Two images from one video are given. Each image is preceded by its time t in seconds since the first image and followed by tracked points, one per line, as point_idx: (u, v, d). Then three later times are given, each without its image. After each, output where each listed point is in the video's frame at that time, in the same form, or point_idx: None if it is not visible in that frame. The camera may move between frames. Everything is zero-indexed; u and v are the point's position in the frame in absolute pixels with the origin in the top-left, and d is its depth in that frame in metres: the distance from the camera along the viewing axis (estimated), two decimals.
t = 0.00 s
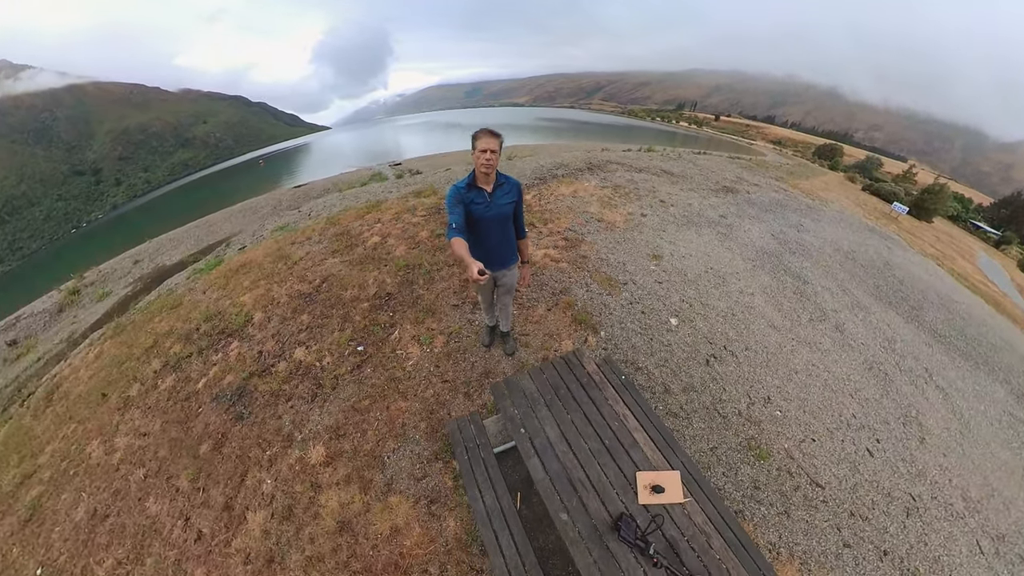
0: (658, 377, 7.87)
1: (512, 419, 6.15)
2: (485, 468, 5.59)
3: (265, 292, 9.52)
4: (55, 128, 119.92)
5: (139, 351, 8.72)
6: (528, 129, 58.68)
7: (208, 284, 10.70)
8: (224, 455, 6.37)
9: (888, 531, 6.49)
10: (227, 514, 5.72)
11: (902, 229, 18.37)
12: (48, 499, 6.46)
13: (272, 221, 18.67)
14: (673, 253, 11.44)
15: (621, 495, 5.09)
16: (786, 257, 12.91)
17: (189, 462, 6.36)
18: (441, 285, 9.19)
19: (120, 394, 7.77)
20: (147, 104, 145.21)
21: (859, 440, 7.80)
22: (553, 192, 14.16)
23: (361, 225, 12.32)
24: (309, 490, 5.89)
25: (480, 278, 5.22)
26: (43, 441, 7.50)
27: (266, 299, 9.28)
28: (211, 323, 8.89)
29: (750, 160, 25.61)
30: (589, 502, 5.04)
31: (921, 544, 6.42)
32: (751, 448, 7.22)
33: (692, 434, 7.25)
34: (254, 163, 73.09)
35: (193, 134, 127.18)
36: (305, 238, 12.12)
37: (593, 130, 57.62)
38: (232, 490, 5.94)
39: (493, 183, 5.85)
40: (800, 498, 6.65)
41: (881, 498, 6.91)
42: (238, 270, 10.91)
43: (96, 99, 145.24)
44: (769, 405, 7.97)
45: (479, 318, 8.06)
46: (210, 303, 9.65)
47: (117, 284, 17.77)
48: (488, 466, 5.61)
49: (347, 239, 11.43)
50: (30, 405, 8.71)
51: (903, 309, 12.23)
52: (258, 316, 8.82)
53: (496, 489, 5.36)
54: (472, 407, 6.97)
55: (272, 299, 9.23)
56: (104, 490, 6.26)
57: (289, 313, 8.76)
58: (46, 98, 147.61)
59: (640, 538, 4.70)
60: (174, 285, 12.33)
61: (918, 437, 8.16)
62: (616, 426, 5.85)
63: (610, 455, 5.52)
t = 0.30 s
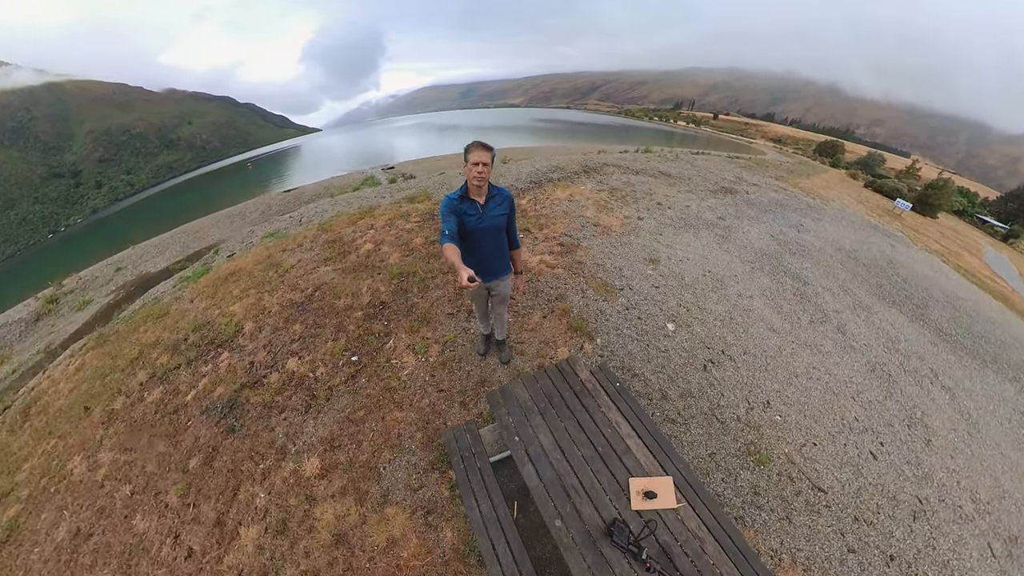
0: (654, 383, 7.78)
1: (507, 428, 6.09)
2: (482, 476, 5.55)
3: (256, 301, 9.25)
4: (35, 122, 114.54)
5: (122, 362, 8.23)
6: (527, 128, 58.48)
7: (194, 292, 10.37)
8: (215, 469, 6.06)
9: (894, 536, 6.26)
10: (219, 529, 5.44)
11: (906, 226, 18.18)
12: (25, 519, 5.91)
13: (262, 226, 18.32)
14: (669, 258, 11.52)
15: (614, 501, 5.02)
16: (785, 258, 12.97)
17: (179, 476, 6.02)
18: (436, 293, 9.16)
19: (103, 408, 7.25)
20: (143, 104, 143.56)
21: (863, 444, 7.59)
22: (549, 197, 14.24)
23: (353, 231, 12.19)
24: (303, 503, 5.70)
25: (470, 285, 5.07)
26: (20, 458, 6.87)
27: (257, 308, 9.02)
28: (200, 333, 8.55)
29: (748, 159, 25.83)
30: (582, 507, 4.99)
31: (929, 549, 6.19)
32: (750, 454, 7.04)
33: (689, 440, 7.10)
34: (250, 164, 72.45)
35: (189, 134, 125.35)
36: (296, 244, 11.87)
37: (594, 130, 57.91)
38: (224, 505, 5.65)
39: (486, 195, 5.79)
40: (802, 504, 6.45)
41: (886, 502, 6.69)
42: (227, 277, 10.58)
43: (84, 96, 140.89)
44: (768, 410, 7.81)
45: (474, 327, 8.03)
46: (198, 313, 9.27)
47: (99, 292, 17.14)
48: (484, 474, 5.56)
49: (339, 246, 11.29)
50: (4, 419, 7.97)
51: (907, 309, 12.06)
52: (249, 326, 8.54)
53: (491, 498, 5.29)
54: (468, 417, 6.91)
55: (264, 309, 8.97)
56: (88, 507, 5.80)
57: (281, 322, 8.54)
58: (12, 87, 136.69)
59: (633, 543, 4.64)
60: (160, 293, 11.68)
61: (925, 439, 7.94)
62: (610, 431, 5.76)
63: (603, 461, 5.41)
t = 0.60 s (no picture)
0: (651, 389, 7.62)
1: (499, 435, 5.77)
2: (476, 485, 5.28)
3: (245, 310, 8.86)
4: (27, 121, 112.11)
5: (104, 374, 7.66)
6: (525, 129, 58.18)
7: (177, 299, 9.97)
8: (203, 484, 5.62)
9: (904, 541, 5.99)
10: (206, 547, 5.01)
11: (910, 222, 17.93)
12: None
13: (251, 231, 17.99)
14: (666, 261, 11.43)
15: (609, 509, 4.70)
16: (785, 258, 12.82)
17: (165, 492, 5.56)
18: (429, 301, 9.07)
19: (83, 422, 6.66)
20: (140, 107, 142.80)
21: (869, 446, 7.35)
22: (544, 200, 14.17)
23: (344, 238, 12.06)
24: (295, 518, 5.31)
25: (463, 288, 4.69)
26: None
27: (246, 316, 8.64)
28: (186, 343, 8.07)
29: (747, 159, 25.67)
30: (576, 516, 4.66)
31: (941, 554, 5.92)
32: (752, 460, 6.76)
33: (688, 447, 6.85)
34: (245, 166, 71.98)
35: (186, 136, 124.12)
36: (286, 250, 11.62)
37: (593, 131, 57.74)
38: (212, 522, 5.23)
39: (477, 204, 5.66)
40: (806, 510, 6.15)
41: (894, 506, 6.44)
42: (213, 284, 10.22)
43: (83, 102, 141.08)
44: (769, 414, 7.60)
45: (467, 334, 7.93)
46: (184, 322, 8.79)
47: (75, 299, 16.45)
48: (478, 483, 5.30)
49: (330, 253, 11.13)
50: None
51: (912, 307, 11.85)
52: (238, 336, 8.12)
53: (486, 507, 5.06)
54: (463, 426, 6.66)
55: (252, 318, 8.59)
56: (66, 528, 5.26)
57: (271, 332, 8.19)
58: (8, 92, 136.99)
59: (628, 551, 4.34)
60: (145, 301, 11.12)
61: (933, 441, 7.72)
62: (605, 436, 5.47)
63: (597, 468, 5.10)
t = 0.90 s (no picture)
0: (652, 393, 7.45)
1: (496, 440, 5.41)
2: (475, 494, 5.07)
3: (233, 317, 8.73)
4: (24, 128, 112.04)
5: (83, 385, 7.46)
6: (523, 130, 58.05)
7: (162, 308, 9.79)
8: (189, 500, 5.46)
9: (916, 544, 5.79)
10: (193, 566, 4.87)
11: (913, 219, 17.72)
12: None
13: (240, 236, 17.76)
14: (665, 263, 11.30)
15: (610, 515, 4.38)
16: (786, 258, 12.66)
17: (148, 508, 5.40)
18: (424, 307, 8.94)
19: (61, 436, 6.47)
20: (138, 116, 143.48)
21: (876, 448, 7.15)
22: (540, 204, 14.06)
23: (336, 243, 11.94)
24: (286, 533, 5.16)
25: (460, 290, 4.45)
26: None
27: (234, 325, 8.50)
28: (171, 353, 7.91)
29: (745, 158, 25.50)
30: (578, 523, 4.35)
31: (954, 557, 5.71)
32: (757, 464, 6.56)
33: (691, 452, 6.65)
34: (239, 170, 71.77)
35: (185, 143, 124.42)
36: (275, 257, 11.51)
37: (592, 133, 57.65)
38: (198, 539, 5.08)
39: (473, 208, 5.50)
40: (814, 514, 5.95)
41: (904, 509, 6.23)
42: (199, 292, 10.05)
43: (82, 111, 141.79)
44: (773, 416, 7.42)
45: (464, 341, 7.77)
46: (169, 331, 8.65)
47: (54, 308, 16.28)
48: (477, 492, 5.09)
49: (322, 259, 11.02)
50: None
51: (917, 305, 11.65)
52: (225, 344, 7.99)
53: (485, 516, 4.83)
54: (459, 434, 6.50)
55: (241, 326, 8.45)
56: (43, 548, 5.10)
57: (260, 340, 8.07)
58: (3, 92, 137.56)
59: (631, 558, 4.04)
60: (125, 310, 10.95)
61: (943, 441, 7.50)
62: (606, 440, 5.14)
63: (598, 474, 4.79)
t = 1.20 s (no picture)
0: (653, 394, 7.25)
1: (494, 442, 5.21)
2: (473, 499, 4.87)
3: (219, 323, 8.56)
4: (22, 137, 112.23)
5: (60, 395, 7.23)
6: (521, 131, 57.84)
7: (146, 315, 9.58)
8: (172, 513, 5.25)
9: (932, 544, 5.55)
10: None
11: (916, 215, 17.51)
12: None
13: (228, 241, 17.52)
14: (664, 263, 11.13)
15: (613, 516, 4.16)
16: (787, 256, 12.47)
17: (129, 523, 5.17)
18: (419, 310, 8.78)
19: (34, 449, 6.22)
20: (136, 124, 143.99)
21: (885, 446, 6.93)
22: (536, 205, 13.93)
23: (326, 247, 11.81)
24: (275, 546, 4.95)
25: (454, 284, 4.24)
26: None
27: (221, 331, 8.33)
28: (154, 361, 7.71)
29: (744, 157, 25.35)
30: (580, 524, 4.13)
31: (972, 557, 5.47)
32: (764, 465, 6.34)
33: (695, 453, 6.43)
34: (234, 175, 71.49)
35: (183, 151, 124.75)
36: (264, 261, 11.36)
37: (591, 135, 57.56)
38: (182, 554, 4.87)
39: (469, 206, 5.34)
40: (824, 515, 5.74)
41: (918, 508, 6.00)
42: (184, 298, 9.86)
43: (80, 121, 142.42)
44: (778, 416, 7.21)
45: (460, 344, 7.59)
46: (152, 338, 8.45)
47: (28, 317, 16.01)
48: (476, 498, 4.90)
49: (312, 262, 10.88)
50: None
51: (922, 301, 11.43)
52: (211, 350, 7.82)
53: (484, 521, 4.64)
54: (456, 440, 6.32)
55: (228, 332, 8.30)
56: (12, 568, 4.84)
57: (248, 346, 7.91)
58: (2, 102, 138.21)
59: (636, 560, 3.82)
60: (106, 317, 10.74)
61: (954, 438, 7.27)
62: (607, 439, 4.94)
63: (599, 474, 4.58)
